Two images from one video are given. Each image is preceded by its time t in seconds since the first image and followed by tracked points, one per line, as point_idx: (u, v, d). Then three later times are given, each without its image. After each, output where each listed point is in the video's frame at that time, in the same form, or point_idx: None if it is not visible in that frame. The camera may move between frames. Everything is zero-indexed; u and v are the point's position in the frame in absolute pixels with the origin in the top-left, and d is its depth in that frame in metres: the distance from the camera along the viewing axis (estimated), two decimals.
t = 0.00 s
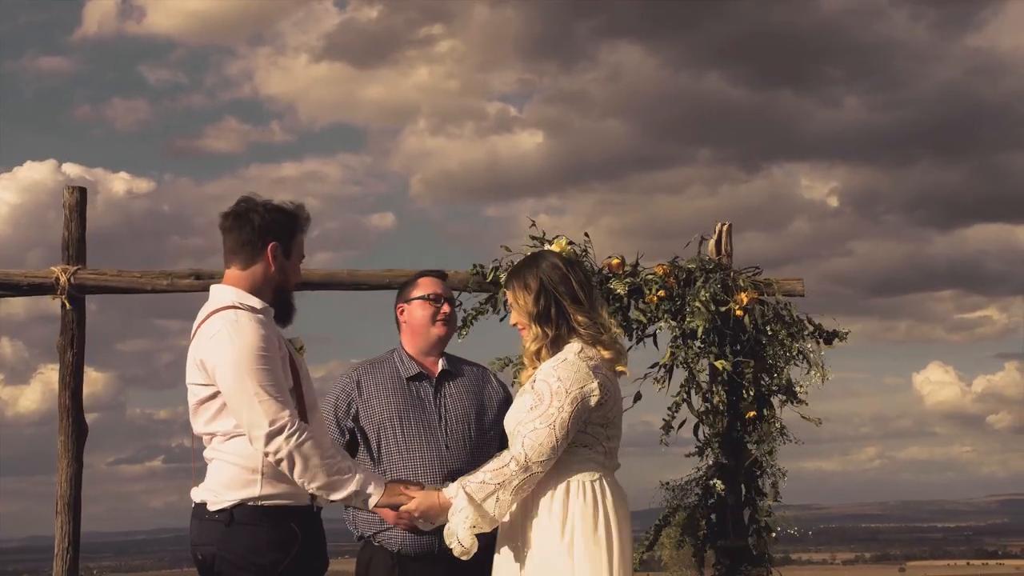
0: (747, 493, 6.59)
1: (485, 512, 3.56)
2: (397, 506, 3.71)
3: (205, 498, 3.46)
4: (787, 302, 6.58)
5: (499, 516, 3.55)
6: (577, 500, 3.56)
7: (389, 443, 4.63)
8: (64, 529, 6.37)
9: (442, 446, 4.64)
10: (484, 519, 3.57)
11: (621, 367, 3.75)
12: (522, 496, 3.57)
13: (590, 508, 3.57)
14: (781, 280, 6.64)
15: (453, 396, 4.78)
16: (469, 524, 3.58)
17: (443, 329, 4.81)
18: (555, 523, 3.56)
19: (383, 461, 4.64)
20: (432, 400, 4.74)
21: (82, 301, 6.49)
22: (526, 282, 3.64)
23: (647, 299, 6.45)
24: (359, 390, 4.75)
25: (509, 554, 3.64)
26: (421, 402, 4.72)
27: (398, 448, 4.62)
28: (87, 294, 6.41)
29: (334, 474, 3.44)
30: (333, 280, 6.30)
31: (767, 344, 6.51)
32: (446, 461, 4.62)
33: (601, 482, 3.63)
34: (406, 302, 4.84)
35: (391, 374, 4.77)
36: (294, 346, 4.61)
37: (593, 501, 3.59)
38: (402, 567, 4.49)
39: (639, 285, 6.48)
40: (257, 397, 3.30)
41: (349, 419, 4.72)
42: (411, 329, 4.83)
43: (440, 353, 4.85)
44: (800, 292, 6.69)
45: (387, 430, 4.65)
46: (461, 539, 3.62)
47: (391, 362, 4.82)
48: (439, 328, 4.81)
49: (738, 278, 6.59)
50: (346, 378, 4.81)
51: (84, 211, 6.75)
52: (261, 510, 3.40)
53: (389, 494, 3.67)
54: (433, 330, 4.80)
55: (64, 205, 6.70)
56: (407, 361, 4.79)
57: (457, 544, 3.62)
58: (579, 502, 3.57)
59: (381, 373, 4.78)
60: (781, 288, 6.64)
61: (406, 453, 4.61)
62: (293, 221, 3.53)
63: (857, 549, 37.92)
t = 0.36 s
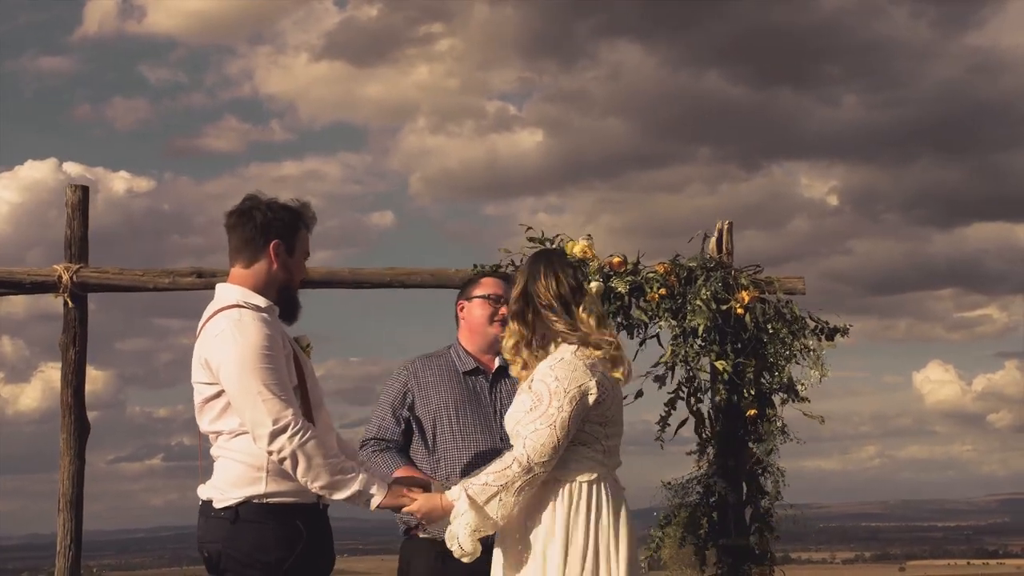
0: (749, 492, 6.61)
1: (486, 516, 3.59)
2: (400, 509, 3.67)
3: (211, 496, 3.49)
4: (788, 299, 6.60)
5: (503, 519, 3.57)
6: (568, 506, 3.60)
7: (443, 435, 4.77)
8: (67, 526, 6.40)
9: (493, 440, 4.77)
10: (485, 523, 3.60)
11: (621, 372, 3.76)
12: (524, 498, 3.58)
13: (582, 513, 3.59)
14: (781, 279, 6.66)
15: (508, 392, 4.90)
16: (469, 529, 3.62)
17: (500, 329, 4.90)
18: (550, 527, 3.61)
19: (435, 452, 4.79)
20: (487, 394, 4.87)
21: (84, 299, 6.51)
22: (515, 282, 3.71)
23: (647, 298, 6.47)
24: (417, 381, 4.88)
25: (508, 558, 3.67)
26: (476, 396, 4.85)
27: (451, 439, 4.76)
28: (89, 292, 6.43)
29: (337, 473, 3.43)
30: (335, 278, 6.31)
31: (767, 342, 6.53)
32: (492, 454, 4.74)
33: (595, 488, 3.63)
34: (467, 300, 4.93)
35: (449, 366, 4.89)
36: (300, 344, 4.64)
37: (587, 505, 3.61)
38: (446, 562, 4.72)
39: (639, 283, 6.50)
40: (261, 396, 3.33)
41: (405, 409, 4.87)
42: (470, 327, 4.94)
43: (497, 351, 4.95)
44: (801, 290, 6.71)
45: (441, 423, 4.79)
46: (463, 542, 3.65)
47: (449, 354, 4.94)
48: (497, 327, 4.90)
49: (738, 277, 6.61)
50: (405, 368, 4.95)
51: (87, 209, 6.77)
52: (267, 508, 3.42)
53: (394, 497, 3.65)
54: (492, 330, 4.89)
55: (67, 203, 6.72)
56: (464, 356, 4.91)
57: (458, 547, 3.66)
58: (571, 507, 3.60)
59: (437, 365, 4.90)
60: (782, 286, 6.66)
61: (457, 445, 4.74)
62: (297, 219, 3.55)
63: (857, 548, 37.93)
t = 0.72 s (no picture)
0: (749, 487, 6.61)
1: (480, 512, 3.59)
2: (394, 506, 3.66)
3: (215, 487, 3.49)
4: (789, 293, 6.60)
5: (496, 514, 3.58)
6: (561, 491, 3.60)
7: (474, 426, 4.89)
8: (69, 519, 6.40)
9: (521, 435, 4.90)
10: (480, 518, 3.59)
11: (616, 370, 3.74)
12: (518, 490, 3.58)
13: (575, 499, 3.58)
14: (782, 273, 6.66)
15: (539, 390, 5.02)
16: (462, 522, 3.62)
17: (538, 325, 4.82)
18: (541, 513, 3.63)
19: (464, 442, 4.91)
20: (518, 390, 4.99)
21: (86, 293, 6.52)
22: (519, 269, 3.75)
23: (648, 292, 6.48)
24: (452, 371, 4.97)
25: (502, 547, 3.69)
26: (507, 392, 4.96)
27: (481, 433, 4.89)
28: (91, 286, 6.43)
29: (333, 468, 3.43)
30: (336, 272, 6.31)
31: (768, 336, 6.51)
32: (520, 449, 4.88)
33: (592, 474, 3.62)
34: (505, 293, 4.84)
35: (482, 359, 4.98)
36: (304, 337, 4.64)
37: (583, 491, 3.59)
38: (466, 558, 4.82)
39: (640, 277, 6.50)
40: (259, 388, 3.33)
41: (439, 397, 4.96)
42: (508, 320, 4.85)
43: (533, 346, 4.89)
44: (802, 285, 6.71)
45: (473, 415, 4.90)
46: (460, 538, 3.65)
47: (482, 347, 5.03)
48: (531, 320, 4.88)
49: (739, 271, 6.60)
50: (440, 356, 5.02)
51: (89, 203, 6.76)
52: (270, 499, 3.42)
53: (388, 494, 3.64)
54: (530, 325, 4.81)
55: (69, 197, 6.72)
56: (497, 350, 4.98)
57: (454, 543, 3.65)
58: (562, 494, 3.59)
59: (472, 357, 4.99)
60: (782, 281, 6.66)
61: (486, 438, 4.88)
62: (298, 210, 3.55)
63: (857, 546, 37.95)
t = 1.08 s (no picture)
0: (749, 485, 6.60)
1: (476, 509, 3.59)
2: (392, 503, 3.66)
3: (211, 485, 3.48)
4: (789, 291, 6.59)
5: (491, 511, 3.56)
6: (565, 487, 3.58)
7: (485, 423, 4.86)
8: (66, 519, 6.39)
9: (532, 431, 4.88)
10: (477, 515, 3.60)
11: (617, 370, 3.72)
12: (517, 488, 3.57)
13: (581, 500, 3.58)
14: (782, 271, 6.65)
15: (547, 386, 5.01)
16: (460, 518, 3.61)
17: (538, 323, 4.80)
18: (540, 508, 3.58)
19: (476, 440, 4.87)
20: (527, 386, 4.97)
21: (83, 292, 6.51)
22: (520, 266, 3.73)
23: (647, 290, 6.46)
24: (461, 369, 4.95)
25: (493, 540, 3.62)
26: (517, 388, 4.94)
27: (493, 429, 4.86)
28: (89, 285, 6.42)
29: (331, 466, 3.41)
30: (334, 270, 6.30)
31: (767, 334, 6.51)
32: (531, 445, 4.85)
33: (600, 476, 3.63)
34: (504, 294, 4.83)
35: (489, 358, 4.97)
36: (303, 335, 4.63)
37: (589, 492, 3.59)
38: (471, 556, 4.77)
39: (639, 275, 6.48)
40: (256, 386, 3.31)
41: (449, 394, 4.94)
42: (507, 319, 4.84)
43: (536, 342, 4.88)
44: (802, 282, 6.70)
45: (483, 411, 4.88)
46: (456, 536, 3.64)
47: (489, 346, 5.02)
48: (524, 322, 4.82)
49: (738, 268, 6.59)
50: (449, 354, 5.01)
51: (86, 202, 6.75)
52: (266, 498, 3.41)
53: (386, 492, 3.63)
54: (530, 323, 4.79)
55: (66, 196, 6.71)
56: (505, 347, 4.98)
57: (451, 540, 3.65)
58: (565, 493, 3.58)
59: (479, 356, 4.98)
60: (782, 278, 6.65)
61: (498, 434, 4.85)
62: (295, 209, 3.53)
63: (858, 545, 37.94)
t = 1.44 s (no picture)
0: (766, 484, 6.61)
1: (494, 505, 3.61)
2: (409, 499, 3.71)
3: (228, 481, 3.54)
4: (805, 287, 6.60)
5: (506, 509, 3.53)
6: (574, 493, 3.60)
7: (502, 422, 4.91)
8: (86, 515, 6.48)
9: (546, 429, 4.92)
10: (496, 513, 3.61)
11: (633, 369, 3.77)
12: (534, 485, 3.61)
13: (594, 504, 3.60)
14: (798, 267, 6.66)
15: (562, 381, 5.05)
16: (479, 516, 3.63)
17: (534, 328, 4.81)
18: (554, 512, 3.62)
19: (493, 439, 4.91)
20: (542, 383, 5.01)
21: (102, 291, 6.59)
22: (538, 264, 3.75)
23: (662, 287, 6.50)
24: (476, 370, 5.00)
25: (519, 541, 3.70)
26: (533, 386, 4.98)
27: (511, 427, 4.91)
28: (108, 283, 6.50)
29: (348, 462, 3.47)
30: (350, 268, 6.36)
31: (784, 331, 6.53)
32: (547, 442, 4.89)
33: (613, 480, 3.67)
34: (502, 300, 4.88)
35: (503, 357, 5.02)
36: (319, 332, 4.68)
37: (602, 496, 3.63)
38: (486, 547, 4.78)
39: (655, 272, 6.51)
40: (274, 383, 3.37)
41: (466, 395, 4.98)
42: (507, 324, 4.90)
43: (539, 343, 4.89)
44: (818, 279, 6.71)
45: (499, 410, 4.92)
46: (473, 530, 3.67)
47: (501, 345, 5.06)
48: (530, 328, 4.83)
49: (754, 265, 6.59)
50: (463, 355, 5.06)
51: (105, 201, 6.83)
52: (283, 494, 3.46)
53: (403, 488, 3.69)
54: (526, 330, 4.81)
55: (85, 195, 6.79)
56: (518, 348, 5.03)
57: (468, 536, 3.67)
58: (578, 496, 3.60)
59: (493, 356, 5.03)
60: (798, 274, 6.67)
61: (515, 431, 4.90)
62: (311, 207, 3.59)
63: (876, 544, 37.79)
